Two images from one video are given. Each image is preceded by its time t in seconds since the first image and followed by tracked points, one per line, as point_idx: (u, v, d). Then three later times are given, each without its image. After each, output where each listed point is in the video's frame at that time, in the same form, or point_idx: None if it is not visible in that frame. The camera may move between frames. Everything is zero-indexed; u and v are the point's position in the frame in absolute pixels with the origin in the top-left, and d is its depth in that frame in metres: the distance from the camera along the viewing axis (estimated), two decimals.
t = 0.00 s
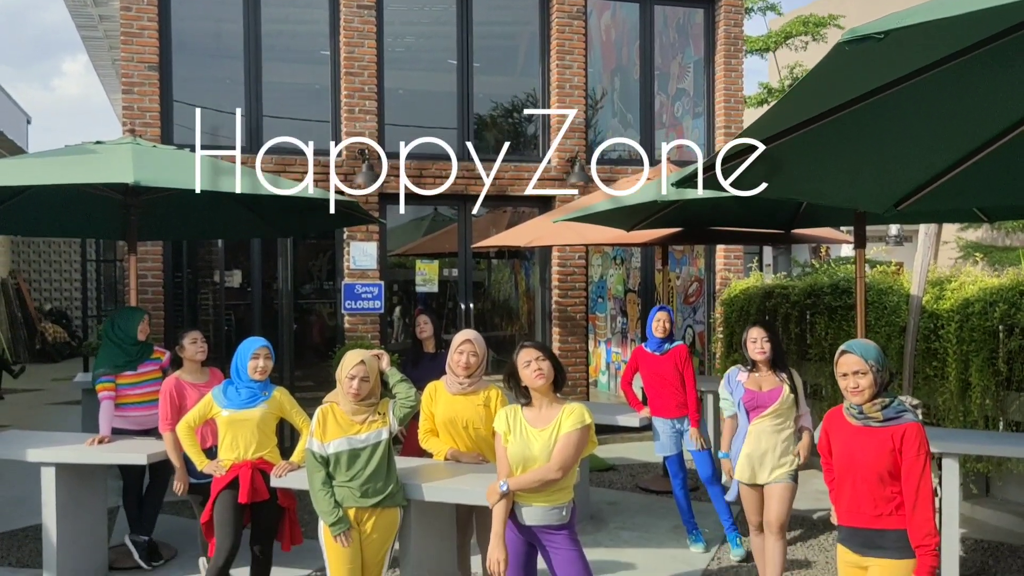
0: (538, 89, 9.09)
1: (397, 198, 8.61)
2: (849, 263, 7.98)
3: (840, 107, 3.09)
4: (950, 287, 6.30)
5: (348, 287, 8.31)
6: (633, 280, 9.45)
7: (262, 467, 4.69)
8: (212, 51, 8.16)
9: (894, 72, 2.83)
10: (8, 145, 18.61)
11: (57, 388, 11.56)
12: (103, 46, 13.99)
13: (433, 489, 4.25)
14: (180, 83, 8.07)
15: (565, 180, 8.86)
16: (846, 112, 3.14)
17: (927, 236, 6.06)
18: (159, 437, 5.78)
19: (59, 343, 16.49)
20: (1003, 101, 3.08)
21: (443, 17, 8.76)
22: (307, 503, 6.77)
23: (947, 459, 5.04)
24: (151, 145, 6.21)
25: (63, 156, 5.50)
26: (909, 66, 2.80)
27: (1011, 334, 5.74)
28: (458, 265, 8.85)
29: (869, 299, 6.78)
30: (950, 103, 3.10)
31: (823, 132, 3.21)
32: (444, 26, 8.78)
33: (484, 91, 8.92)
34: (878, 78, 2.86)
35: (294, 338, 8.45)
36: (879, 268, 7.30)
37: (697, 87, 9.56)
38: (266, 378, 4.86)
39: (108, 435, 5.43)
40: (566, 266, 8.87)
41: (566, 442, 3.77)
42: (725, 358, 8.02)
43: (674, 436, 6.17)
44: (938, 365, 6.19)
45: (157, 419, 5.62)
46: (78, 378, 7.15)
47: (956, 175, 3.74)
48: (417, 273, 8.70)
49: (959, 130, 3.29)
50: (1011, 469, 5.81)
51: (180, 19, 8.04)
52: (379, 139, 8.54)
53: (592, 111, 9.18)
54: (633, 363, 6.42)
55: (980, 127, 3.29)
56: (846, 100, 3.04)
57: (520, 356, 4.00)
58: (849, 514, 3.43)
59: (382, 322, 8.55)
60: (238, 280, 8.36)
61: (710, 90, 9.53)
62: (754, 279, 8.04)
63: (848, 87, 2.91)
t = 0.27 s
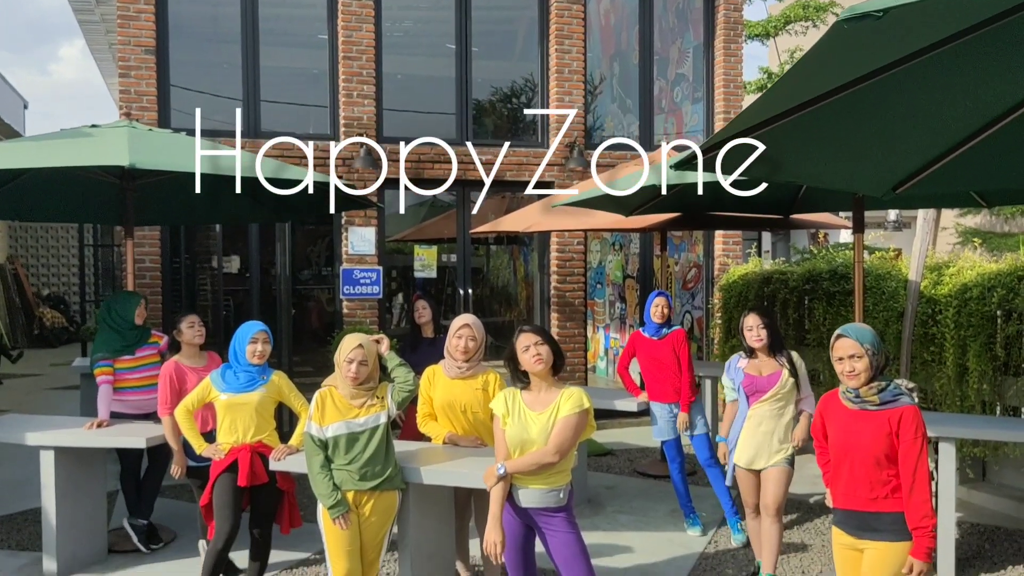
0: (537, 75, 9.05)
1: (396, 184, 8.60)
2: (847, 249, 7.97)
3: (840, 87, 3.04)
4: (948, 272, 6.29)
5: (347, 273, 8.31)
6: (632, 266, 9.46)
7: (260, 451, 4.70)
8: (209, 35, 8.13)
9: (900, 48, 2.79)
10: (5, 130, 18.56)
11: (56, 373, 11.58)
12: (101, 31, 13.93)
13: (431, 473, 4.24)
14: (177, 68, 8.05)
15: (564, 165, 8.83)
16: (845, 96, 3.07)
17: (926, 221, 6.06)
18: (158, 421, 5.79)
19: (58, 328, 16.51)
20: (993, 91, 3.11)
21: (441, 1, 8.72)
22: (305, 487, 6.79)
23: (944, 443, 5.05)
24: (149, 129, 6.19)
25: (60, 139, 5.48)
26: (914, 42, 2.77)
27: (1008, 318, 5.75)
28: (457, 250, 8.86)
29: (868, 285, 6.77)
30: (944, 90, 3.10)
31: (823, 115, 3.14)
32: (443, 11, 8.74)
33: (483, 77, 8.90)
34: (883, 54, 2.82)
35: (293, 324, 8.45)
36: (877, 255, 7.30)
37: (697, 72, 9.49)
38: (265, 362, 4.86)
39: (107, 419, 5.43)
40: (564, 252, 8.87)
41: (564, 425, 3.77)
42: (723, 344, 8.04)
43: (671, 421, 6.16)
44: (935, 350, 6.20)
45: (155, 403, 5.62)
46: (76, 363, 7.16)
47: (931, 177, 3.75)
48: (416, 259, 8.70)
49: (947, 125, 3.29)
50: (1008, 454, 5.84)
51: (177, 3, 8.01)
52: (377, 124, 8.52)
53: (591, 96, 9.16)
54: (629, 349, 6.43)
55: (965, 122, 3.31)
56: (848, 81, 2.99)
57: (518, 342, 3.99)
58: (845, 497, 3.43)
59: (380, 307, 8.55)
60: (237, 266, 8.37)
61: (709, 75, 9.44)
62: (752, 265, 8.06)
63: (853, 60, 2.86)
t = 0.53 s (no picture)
0: (536, 62, 9.03)
1: (395, 172, 8.58)
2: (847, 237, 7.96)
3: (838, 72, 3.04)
4: (948, 260, 6.28)
5: (346, 261, 8.30)
6: (632, 255, 9.45)
7: (260, 438, 4.70)
8: (208, 22, 8.10)
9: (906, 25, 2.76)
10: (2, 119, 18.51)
11: (55, 362, 11.58)
12: (98, 18, 13.87)
13: (431, 461, 4.25)
14: (176, 55, 8.02)
15: (563, 153, 8.82)
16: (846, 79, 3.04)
17: (926, 209, 6.05)
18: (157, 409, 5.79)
19: (57, 317, 16.52)
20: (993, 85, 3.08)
21: None
22: (305, 474, 6.81)
23: (942, 430, 5.06)
24: (147, 116, 6.17)
25: (57, 126, 5.46)
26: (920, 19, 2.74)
27: (1008, 306, 5.76)
28: (457, 239, 8.84)
29: (868, 273, 6.76)
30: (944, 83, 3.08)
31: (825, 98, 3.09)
32: None
33: (482, 65, 8.87)
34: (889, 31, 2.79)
35: (293, 312, 8.45)
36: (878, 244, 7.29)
37: (697, 59, 9.48)
38: (264, 349, 4.86)
39: (106, 406, 5.43)
40: (564, 241, 8.86)
41: (563, 412, 3.77)
42: (723, 332, 8.05)
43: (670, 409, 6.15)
44: (935, 338, 6.20)
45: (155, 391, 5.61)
46: (75, 350, 7.16)
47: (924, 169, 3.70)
48: (416, 247, 8.69)
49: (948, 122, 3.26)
50: (1006, 441, 5.85)
51: None
52: (376, 112, 8.49)
53: (591, 84, 9.14)
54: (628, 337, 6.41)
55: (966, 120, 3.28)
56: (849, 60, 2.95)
57: (519, 329, 3.97)
58: (840, 483, 3.43)
59: (380, 296, 8.55)
60: (236, 255, 8.36)
61: (710, 63, 9.44)
62: (751, 253, 8.04)
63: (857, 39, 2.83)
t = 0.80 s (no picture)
0: (536, 51, 9.00)
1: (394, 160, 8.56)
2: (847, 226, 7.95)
3: (838, 57, 2.94)
4: (948, 248, 6.27)
5: (346, 249, 8.29)
6: (632, 244, 9.44)
7: (260, 425, 4.70)
8: (206, 10, 8.07)
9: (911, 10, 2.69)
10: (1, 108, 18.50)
11: (55, 351, 11.60)
12: (96, 7, 13.85)
13: (431, 447, 4.25)
14: (174, 43, 8.00)
15: (563, 142, 8.81)
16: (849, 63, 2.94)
17: (927, 197, 6.03)
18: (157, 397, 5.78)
19: (57, 306, 16.56)
20: (991, 68, 3.04)
21: None
22: (306, 462, 6.81)
23: (942, 418, 5.06)
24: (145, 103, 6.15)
25: (55, 112, 5.44)
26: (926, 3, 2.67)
27: (1008, 294, 5.75)
28: (457, 228, 8.83)
29: (868, 261, 6.75)
30: (943, 66, 3.02)
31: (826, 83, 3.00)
32: None
33: (482, 53, 8.85)
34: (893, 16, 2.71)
35: (292, 301, 8.44)
36: (879, 233, 7.26)
37: (698, 47, 9.44)
38: (264, 337, 4.86)
39: (106, 394, 5.43)
40: (564, 229, 8.85)
41: (563, 400, 3.77)
42: (723, 321, 8.05)
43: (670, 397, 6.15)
44: (935, 326, 6.20)
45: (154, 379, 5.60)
46: (75, 339, 7.16)
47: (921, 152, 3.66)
48: (416, 236, 8.68)
49: (946, 104, 3.21)
50: (1006, 429, 5.86)
51: None
52: (376, 100, 8.47)
53: (591, 73, 9.11)
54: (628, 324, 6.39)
55: (964, 101, 3.23)
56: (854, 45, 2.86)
57: (521, 316, 3.95)
58: (835, 470, 3.43)
59: (380, 285, 8.55)
60: (236, 244, 8.34)
61: (710, 51, 9.39)
62: (751, 242, 8.02)
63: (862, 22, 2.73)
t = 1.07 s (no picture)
0: (536, 42, 8.98)
1: (394, 151, 8.55)
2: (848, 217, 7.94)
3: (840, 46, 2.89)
4: (948, 239, 6.27)
5: (346, 241, 8.29)
6: (632, 236, 9.42)
7: (260, 416, 4.69)
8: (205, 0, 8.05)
9: None
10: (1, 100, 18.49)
11: (56, 342, 11.62)
12: None
13: (430, 437, 4.25)
14: (174, 34, 7.98)
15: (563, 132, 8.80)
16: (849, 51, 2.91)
17: (927, 188, 6.02)
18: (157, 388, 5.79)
19: (57, 298, 16.61)
20: (997, 54, 2.99)
21: None
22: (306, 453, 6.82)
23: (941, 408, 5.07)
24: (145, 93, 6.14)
25: (54, 102, 5.43)
26: None
27: (1008, 285, 5.74)
28: (456, 219, 8.82)
29: (869, 253, 6.75)
30: (946, 54, 2.99)
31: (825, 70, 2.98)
32: None
33: (482, 44, 8.83)
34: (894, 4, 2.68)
35: (293, 293, 8.44)
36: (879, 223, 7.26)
37: (698, 37, 9.40)
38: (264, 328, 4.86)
39: (106, 385, 5.43)
40: (564, 220, 8.84)
41: (562, 387, 3.76)
42: (723, 312, 8.05)
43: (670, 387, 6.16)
44: (935, 317, 6.19)
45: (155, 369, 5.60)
46: (75, 330, 7.16)
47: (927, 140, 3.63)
48: (416, 227, 8.68)
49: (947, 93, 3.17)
50: (1006, 420, 5.86)
51: None
52: (375, 91, 8.45)
53: (591, 63, 9.09)
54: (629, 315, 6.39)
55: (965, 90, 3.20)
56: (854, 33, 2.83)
57: (524, 305, 3.95)
58: (832, 460, 3.43)
59: (380, 277, 8.55)
60: (235, 236, 8.33)
61: (711, 41, 9.36)
62: (752, 233, 8.01)
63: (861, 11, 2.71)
